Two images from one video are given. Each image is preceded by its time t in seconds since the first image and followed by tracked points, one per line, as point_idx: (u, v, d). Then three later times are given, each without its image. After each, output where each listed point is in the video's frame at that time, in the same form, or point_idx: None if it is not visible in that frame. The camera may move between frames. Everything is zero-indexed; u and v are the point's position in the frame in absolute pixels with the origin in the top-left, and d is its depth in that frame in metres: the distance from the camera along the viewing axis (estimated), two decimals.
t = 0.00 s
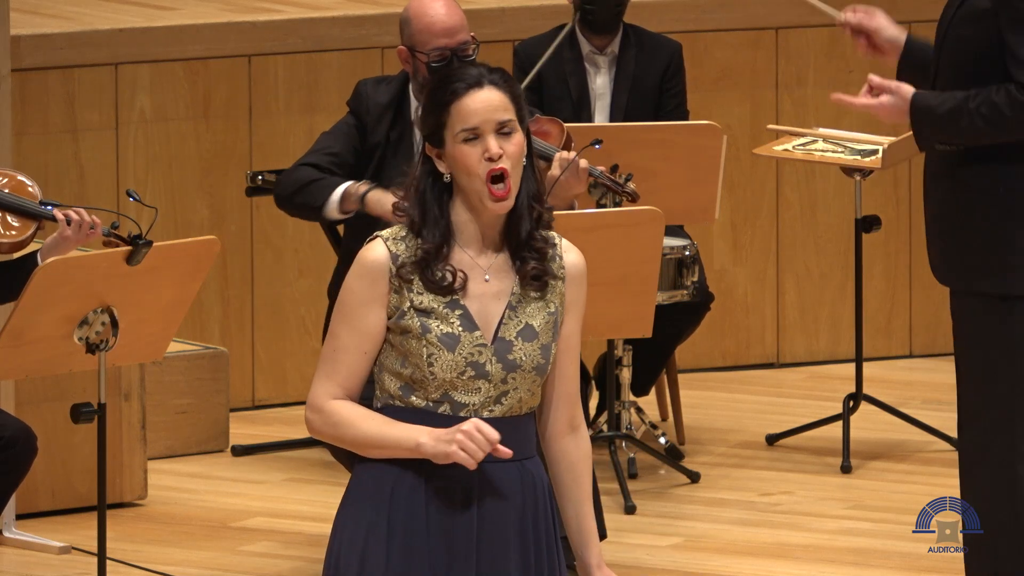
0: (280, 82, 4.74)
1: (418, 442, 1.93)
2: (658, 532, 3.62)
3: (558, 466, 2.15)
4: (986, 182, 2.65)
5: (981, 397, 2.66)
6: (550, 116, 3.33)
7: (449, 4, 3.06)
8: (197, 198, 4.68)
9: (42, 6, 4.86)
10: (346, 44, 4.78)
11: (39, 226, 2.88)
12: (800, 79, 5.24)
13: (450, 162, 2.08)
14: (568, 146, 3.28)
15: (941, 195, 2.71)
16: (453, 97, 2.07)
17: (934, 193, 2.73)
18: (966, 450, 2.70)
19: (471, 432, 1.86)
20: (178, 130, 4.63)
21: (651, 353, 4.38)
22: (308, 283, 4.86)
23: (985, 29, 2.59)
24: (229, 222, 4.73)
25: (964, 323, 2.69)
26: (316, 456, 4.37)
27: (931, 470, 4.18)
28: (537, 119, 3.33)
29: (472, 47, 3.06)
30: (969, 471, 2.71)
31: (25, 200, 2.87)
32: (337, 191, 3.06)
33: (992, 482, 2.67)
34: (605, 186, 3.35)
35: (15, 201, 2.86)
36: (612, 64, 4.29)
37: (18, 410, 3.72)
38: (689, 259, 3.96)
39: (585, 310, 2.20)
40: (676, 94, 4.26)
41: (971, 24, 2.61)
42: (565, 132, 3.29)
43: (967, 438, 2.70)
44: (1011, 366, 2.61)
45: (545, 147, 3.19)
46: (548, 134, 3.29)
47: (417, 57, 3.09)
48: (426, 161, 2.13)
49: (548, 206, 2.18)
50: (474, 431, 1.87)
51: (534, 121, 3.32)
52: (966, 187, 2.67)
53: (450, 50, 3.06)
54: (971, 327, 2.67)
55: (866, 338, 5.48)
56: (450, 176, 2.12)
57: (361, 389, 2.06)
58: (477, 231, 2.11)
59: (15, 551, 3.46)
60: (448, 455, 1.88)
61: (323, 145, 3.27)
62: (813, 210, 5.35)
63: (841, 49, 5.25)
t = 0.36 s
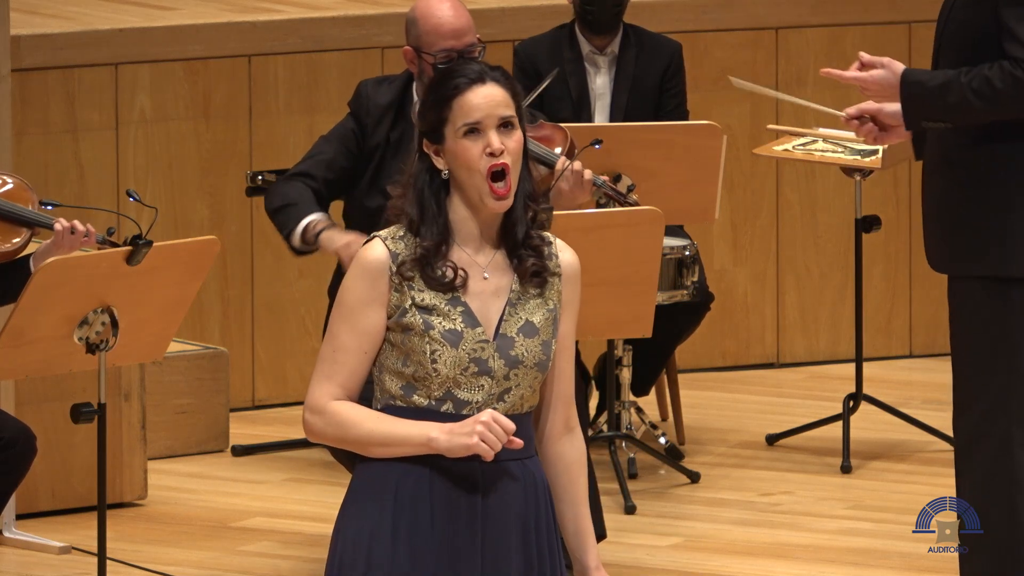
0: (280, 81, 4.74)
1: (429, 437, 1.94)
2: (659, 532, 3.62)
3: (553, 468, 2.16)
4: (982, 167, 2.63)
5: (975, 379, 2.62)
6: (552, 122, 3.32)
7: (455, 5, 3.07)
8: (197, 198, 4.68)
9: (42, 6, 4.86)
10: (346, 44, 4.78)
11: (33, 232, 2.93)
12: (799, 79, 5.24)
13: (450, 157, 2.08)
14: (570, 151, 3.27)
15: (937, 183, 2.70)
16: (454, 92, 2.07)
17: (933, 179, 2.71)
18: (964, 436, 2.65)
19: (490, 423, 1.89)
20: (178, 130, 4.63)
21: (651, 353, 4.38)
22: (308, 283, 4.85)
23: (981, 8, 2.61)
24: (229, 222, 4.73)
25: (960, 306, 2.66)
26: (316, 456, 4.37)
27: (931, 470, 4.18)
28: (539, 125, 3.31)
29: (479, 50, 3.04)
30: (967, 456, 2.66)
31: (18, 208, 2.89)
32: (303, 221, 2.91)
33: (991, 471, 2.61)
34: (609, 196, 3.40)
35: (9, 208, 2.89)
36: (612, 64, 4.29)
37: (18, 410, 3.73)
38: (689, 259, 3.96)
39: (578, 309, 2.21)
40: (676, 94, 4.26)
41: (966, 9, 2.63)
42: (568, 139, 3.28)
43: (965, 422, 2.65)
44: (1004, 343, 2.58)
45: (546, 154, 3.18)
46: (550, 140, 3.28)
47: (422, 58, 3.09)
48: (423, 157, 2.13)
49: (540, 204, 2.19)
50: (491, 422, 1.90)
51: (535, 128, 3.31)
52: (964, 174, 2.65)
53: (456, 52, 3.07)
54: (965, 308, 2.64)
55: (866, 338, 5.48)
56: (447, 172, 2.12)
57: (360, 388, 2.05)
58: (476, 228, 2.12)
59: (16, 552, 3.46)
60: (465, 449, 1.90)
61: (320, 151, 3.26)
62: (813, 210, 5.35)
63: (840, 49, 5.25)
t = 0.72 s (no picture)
0: (280, 82, 4.74)
1: (429, 435, 1.94)
2: (659, 532, 3.62)
3: (545, 472, 2.15)
4: (976, 163, 2.60)
5: (968, 377, 2.60)
6: (554, 119, 3.37)
7: (453, 5, 3.08)
8: (198, 198, 4.68)
9: (42, 6, 4.86)
10: (346, 44, 4.78)
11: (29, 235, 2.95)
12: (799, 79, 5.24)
13: (445, 155, 2.08)
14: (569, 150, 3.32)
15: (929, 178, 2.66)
16: (450, 90, 2.08)
17: (923, 177, 2.68)
18: (956, 434, 2.63)
19: (490, 422, 1.90)
20: (178, 130, 4.63)
21: (651, 353, 4.38)
22: (308, 283, 4.85)
23: (970, 7, 2.56)
24: (229, 222, 4.73)
25: (951, 303, 2.63)
26: (316, 456, 4.37)
27: (931, 470, 4.18)
28: (541, 121, 3.37)
29: (476, 49, 3.04)
30: (960, 453, 2.63)
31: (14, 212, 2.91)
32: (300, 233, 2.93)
33: (986, 469, 2.59)
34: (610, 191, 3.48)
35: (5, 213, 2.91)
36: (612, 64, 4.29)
37: (18, 410, 3.73)
38: (689, 259, 3.96)
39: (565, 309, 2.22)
40: (677, 94, 4.26)
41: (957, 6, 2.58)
42: (568, 136, 3.33)
43: (957, 419, 2.62)
44: (998, 342, 2.57)
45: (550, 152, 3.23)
46: (551, 137, 3.33)
47: (420, 59, 3.09)
48: (415, 155, 2.13)
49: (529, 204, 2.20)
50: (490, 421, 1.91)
51: (538, 124, 3.36)
52: (965, 176, 2.61)
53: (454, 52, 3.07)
54: (957, 305, 2.63)
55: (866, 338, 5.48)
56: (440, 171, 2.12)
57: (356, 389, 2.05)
58: (468, 227, 2.12)
59: (16, 552, 3.46)
60: (467, 449, 1.91)
61: (323, 155, 3.27)
62: (813, 210, 5.35)
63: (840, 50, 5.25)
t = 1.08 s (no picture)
0: (280, 82, 4.74)
1: (435, 435, 1.95)
2: (658, 532, 3.62)
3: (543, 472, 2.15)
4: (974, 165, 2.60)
5: (967, 377, 2.60)
6: (545, 115, 3.39)
7: (442, 5, 3.17)
8: (198, 199, 4.68)
9: (42, 6, 4.86)
10: (346, 44, 4.78)
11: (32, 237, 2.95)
12: (799, 79, 5.24)
13: (442, 151, 2.08)
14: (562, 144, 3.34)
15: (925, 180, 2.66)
16: (449, 86, 2.08)
17: (921, 178, 2.68)
18: (954, 434, 2.63)
19: (497, 421, 1.91)
20: (178, 130, 4.63)
21: (651, 353, 4.38)
22: (307, 283, 4.85)
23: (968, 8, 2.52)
24: (229, 222, 4.73)
25: (949, 303, 2.64)
26: (315, 456, 4.37)
27: (931, 470, 4.18)
28: (531, 118, 3.38)
29: (464, 47, 3.15)
30: (958, 452, 2.63)
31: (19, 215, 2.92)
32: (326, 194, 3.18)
33: (984, 469, 2.59)
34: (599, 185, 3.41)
35: (7, 215, 2.92)
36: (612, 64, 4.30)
37: (18, 410, 3.73)
38: (689, 259, 3.96)
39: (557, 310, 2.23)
40: (677, 94, 4.26)
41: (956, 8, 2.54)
42: (558, 131, 3.35)
43: (954, 420, 2.62)
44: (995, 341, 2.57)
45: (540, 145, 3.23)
46: (541, 132, 3.35)
47: (410, 60, 3.18)
48: (410, 152, 2.13)
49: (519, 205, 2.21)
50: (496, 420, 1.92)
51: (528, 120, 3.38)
52: (964, 178, 2.62)
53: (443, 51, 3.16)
54: (955, 306, 2.63)
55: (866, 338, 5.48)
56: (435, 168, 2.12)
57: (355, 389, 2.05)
58: (464, 225, 2.12)
59: (16, 552, 3.46)
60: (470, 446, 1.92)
61: (320, 146, 3.38)
62: (813, 210, 5.35)
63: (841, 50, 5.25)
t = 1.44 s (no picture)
0: (280, 82, 4.73)
1: (440, 436, 1.94)
2: (658, 532, 3.62)
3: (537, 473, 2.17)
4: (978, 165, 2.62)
5: (967, 374, 2.60)
6: (536, 115, 3.41)
7: (437, 4, 3.17)
8: (198, 199, 4.68)
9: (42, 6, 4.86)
10: (346, 44, 4.77)
11: (42, 239, 2.95)
12: (799, 79, 5.24)
13: (439, 151, 2.08)
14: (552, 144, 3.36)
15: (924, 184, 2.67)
16: (449, 85, 2.07)
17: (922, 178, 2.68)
18: (956, 433, 2.63)
19: (503, 421, 1.93)
20: (177, 130, 4.63)
21: (651, 353, 4.38)
22: (308, 284, 4.86)
23: (970, 8, 2.56)
24: (230, 222, 4.73)
25: (949, 305, 2.64)
26: (315, 456, 4.37)
27: (931, 470, 4.18)
28: (523, 117, 3.40)
29: (458, 47, 3.14)
30: (959, 452, 2.63)
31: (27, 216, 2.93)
32: (349, 170, 3.32)
33: (985, 469, 2.59)
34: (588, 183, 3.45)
35: (14, 215, 2.91)
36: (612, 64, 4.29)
37: (18, 410, 3.72)
38: (689, 259, 3.96)
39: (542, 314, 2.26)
40: (677, 94, 4.26)
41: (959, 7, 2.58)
42: (549, 131, 3.36)
43: (955, 421, 2.62)
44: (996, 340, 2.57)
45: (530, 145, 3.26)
46: (533, 132, 3.37)
47: (403, 58, 3.18)
48: (404, 150, 2.12)
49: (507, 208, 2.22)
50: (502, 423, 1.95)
51: (521, 120, 3.40)
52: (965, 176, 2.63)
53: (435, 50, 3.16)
54: (956, 306, 2.63)
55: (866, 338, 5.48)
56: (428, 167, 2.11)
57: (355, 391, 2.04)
58: (457, 225, 2.12)
59: (16, 552, 3.46)
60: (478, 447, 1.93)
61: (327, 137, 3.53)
62: (813, 210, 5.35)
63: (840, 50, 5.25)
